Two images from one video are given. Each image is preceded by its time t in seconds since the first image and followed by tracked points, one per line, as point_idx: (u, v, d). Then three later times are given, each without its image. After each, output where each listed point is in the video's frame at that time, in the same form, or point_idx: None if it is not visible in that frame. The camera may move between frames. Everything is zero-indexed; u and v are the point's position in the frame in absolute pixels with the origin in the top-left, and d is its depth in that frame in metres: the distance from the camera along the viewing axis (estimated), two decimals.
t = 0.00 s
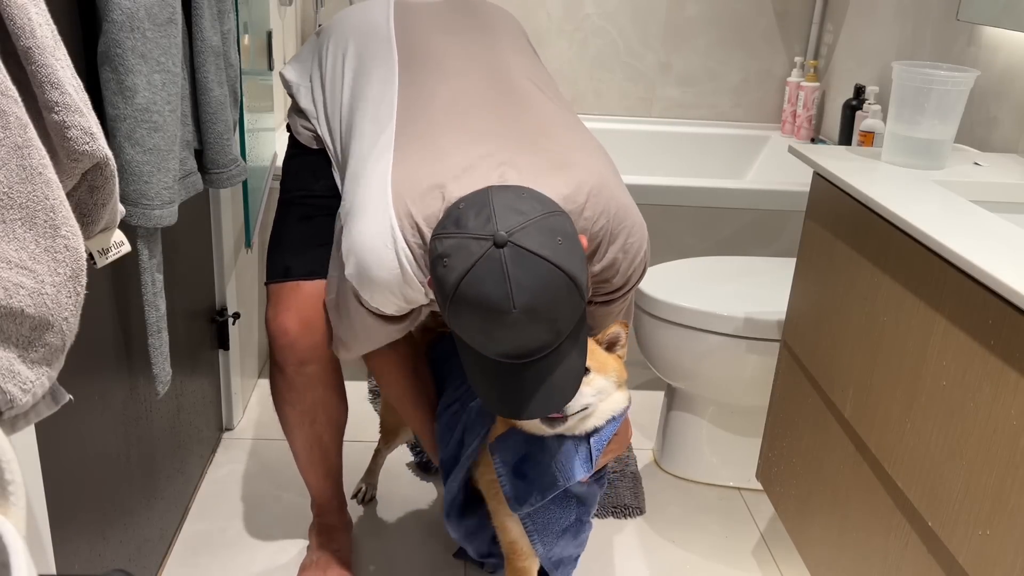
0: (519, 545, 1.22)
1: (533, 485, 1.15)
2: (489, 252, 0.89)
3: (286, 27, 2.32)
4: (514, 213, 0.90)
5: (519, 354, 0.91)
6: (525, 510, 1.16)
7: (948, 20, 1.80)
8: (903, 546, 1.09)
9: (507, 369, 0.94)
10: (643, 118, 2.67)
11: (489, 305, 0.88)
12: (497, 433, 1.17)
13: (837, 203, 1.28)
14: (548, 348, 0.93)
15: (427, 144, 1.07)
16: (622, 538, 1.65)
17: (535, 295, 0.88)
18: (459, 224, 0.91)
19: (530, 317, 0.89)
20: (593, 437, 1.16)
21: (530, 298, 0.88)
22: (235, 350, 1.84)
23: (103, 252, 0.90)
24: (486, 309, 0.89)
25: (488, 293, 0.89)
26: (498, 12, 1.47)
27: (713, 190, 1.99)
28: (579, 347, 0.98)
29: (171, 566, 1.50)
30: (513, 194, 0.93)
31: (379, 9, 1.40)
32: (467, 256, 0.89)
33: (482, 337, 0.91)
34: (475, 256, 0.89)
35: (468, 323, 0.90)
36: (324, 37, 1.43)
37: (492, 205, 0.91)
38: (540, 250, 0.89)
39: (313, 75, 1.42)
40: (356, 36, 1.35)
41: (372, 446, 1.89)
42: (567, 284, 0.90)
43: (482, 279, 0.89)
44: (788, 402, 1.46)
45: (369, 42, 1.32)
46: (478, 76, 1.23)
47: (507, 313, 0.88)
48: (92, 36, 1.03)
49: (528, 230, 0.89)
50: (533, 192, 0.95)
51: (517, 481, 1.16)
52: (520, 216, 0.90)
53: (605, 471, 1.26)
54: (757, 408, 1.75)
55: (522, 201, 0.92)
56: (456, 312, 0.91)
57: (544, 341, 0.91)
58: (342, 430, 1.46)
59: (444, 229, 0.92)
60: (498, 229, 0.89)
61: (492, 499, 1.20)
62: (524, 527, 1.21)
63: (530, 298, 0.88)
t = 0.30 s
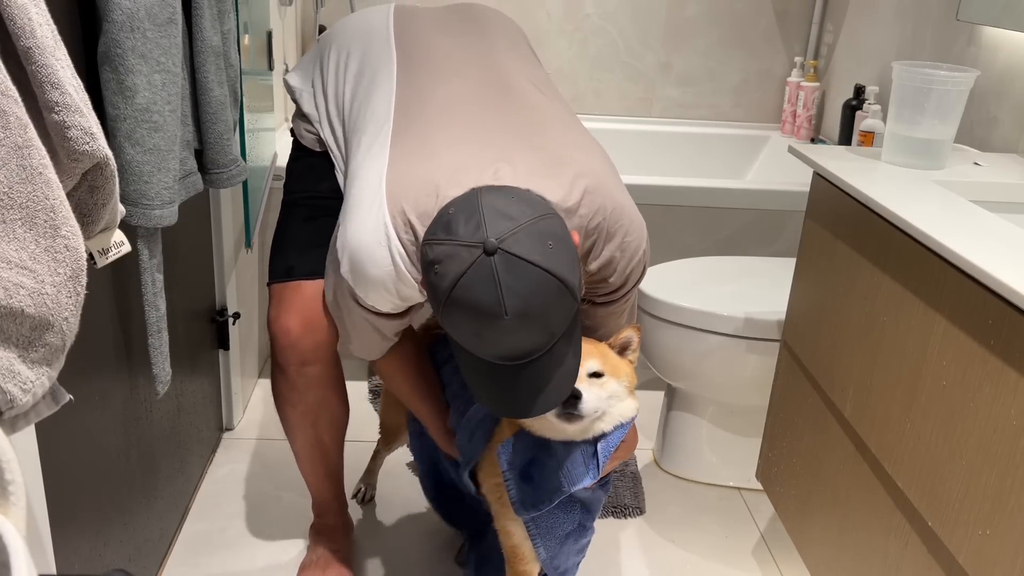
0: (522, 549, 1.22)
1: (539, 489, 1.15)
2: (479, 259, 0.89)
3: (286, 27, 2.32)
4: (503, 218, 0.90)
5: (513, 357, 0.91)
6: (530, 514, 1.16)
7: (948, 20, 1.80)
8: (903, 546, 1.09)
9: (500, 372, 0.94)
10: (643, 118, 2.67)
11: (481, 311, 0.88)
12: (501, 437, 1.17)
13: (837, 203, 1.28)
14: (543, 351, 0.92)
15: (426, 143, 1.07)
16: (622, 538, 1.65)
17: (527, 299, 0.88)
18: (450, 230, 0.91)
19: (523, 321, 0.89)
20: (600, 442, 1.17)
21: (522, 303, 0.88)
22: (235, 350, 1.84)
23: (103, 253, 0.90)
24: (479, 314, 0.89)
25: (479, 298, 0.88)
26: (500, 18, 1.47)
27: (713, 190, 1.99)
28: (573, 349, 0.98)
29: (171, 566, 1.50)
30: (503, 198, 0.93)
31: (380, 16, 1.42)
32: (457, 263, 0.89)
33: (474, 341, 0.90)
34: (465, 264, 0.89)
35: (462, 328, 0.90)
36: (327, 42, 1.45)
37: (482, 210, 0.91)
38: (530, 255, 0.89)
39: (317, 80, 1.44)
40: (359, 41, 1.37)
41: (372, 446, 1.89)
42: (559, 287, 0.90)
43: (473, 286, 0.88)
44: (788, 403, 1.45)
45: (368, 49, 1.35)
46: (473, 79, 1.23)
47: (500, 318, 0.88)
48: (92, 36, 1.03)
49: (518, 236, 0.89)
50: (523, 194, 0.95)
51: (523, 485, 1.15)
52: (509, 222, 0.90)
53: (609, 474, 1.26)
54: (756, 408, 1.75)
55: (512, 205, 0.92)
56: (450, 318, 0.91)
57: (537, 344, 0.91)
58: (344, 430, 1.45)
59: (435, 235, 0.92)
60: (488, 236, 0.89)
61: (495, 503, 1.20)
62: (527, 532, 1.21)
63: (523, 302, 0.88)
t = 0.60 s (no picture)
0: (525, 547, 1.23)
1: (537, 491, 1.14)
2: (464, 267, 0.87)
3: (286, 27, 2.32)
4: (490, 225, 0.89)
5: (502, 364, 0.89)
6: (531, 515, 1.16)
7: (948, 20, 1.80)
8: (903, 546, 1.10)
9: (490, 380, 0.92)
10: (643, 118, 2.67)
11: (468, 318, 0.87)
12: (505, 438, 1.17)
13: (837, 203, 1.28)
14: (532, 359, 0.91)
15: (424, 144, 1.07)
16: (622, 538, 1.65)
17: (513, 307, 0.87)
18: (436, 237, 0.90)
19: (509, 329, 0.87)
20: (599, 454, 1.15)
21: (508, 311, 0.87)
22: (235, 350, 1.84)
23: (103, 253, 0.90)
24: (465, 322, 0.87)
25: (465, 306, 0.87)
26: (502, 18, 1.48)
27: (713, 190, 1.99)
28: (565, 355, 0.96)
29: (171, 566, 1.50)
30: (490, 204, 0.91)
31: (381, 18, 1.43)
32: (443, 272, 0.88)
33: (462, 348, 0.89)
34: (450, 272, 0.88)
35: (449, 336, 0.89)
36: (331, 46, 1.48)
37: (469, 217, 0.90)
38: (516, 263, 0.87)
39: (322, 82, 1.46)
40: (362, 41, 1.39)
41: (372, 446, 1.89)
42: (547, 295, 0.88)
43: (458, 294, 0.87)
44: (788, 402, 1.45)
45: (371, 51, 1.36)
46: (473, 76, 1.22)
47: (486, 326, 0.87)
48: (92, 36, 1.03)
49: (504, 244, 0.88)
50: (513, 199, 0.94)
51: (524, 488, 1.15)
52: (496, 230, 0.89)
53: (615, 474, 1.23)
54: (756, 408, 1.75)
55: (500, 212, 0.91)
56: (438, 325, 0.90)
57: (526, 351, 0.89)
58: (348, 433, 1.45)
59: (423, 243, 0.91)
60: (473, 244, 0.88)
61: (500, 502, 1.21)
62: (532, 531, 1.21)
63: (509, 310, 0.87)
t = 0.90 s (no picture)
0: (533, 549, 1.22)
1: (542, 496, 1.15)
2: (449, 286, 0.89)
3: (286, 27, 2.32)
4: (480, 250, 0.91)
5: (475, 385, 0.91)
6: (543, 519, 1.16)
7: (948, 20, 1.80)
8: (903, 546, 1.09)
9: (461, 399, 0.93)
10: (643, 118, 2.67)
11: (444, 336, 0.89)
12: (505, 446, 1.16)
13: (836, 203, 1.28)
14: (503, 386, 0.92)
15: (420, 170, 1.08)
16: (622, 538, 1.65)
17: (489, 332, 0.88)
18: (427, 254, 0.92)
19: (482, 353, 0.89)
20: (603, 454, 1.15)
21: (484, 336, 0.88)
22: (235, 350, 1.84)
23: (103, 252, 0.90)
24: (442, 340, 0.89)
25: (444, 324, 0.89)
26: (491, 41, 1.49)
27: (713, 190, 1.99)
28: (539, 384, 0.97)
29: (170, 566, 1.50)
30: (485, 230, 0.93)
31: (371, 50, 1.46)
32: (428, 287, 0.90)
33: (437, 364, 0.91)
34: (435, 288, 0.89)
35: (425, 350, 0.91)
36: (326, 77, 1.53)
37: (463, 238, 0.91)
38: (499, 291, 0.89)
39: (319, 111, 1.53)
40: (352, 71, 1.45)
41: (372, 446, 1.89)
42: (525, 325, 0.90)
43: (439, 312, 0.89)
44: (788, 402, 1.45)
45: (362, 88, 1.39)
46: (458, 102, 1.24)
47: (461, 347, 0.88)
48: (92, 36, 1.03)
49: (491, 270, 0.89)
50: (505, 226, 0.95)
51: (528, 494, 1.15)
52: (486, 255, 0.90)
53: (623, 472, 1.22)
54: (757, 408, 1.75)
55: (492, 239, 0.92)
56: (415, 339, 0.91)
57: (500, 378, 0.90)
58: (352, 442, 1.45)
59: (415, 257, 0.93)
60: (461, 265, 0.89)
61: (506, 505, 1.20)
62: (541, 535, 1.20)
63: (485, 335, 0.88)
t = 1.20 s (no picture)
0: (529, 552, 1.22)
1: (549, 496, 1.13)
2: (427, 283, 0.90)
3: (286, 27, 2.32)
4: (462, 250, 0.91)
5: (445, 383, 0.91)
6: (539, 524, 1.13)
7: (948, 20, 1.80)
8: (903, 546, 1.09)
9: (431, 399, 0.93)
10: (643, 118, 2.67)
11: (417, 331, 0.90)
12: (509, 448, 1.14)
13: (837, 203, 1.28)
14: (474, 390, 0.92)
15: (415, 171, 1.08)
16: (622, 538, 1.65)
17: (461, 332, 0.89)
18: (411, 248, 0.93)
19: (453, 353, 0.89)
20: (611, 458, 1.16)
21: (455, 336, 0.89)
22: (235, 350, 1.84)
23: (103, 253, 0.90)
24: (415, 335, 0.90)
25: (418, 320, 0.90)
26: (493, 41, 1.49)
27: (713, 190, 1.99)
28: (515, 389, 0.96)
29: (170, 566, 1.50)
30: (472, 230, 0.93)
31: (370, 51, 1.47)
32: (407, 282, 0.91)
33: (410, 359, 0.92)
34: (413, 284, 0.90)
35: (399, 343, 0.92)
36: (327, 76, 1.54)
37: (447, 236, 0.92)
38: (476, 294, 0.89)
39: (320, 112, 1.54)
40: (352, 74, 1.45)
41: (371, 446, 1.89)
42: (498, 329, 0.90)
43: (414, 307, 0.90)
44: (788, 402, 1.45)
45: (361, 86, 1.39)
46: (457, 102, 1.24)
47: (432, 343, 0.89)
48: (93, 36, 1.03)
49: (470, 272, 0.90)
50: (494, 228, 0.95)
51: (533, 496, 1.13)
52: (468, 256, 0.91)
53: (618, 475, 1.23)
54: (756, 408, 1.75)
55: (477, 240, 0.92)
56: (391, 331, 0.93)
57: (470, 379, 0.90)
58: (350, 440, 1.44)
59: (400, 250, 0.94)
60: (441, 264, 0.90)
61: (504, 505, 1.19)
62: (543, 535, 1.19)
63: (456, 335, 0.89)
